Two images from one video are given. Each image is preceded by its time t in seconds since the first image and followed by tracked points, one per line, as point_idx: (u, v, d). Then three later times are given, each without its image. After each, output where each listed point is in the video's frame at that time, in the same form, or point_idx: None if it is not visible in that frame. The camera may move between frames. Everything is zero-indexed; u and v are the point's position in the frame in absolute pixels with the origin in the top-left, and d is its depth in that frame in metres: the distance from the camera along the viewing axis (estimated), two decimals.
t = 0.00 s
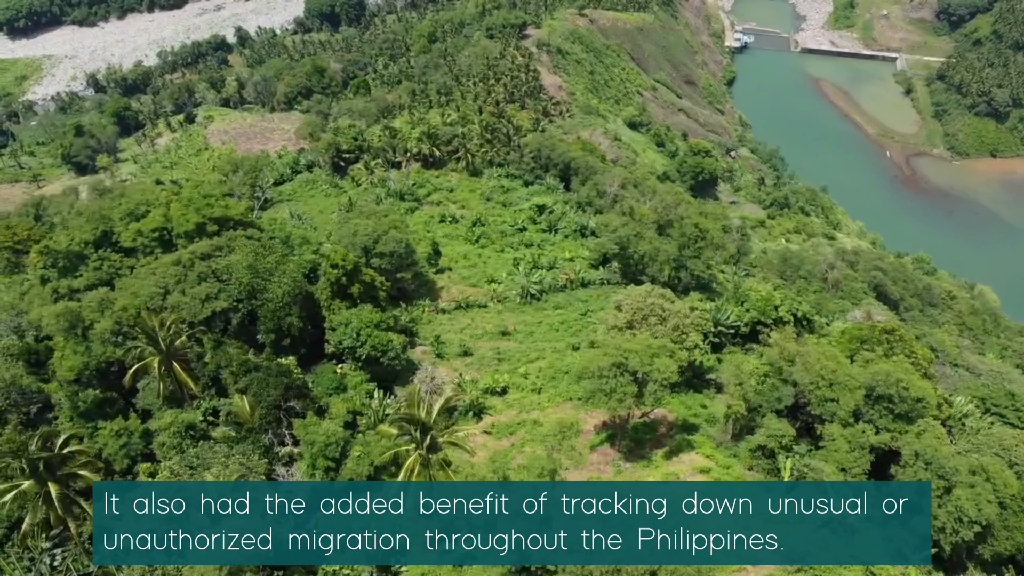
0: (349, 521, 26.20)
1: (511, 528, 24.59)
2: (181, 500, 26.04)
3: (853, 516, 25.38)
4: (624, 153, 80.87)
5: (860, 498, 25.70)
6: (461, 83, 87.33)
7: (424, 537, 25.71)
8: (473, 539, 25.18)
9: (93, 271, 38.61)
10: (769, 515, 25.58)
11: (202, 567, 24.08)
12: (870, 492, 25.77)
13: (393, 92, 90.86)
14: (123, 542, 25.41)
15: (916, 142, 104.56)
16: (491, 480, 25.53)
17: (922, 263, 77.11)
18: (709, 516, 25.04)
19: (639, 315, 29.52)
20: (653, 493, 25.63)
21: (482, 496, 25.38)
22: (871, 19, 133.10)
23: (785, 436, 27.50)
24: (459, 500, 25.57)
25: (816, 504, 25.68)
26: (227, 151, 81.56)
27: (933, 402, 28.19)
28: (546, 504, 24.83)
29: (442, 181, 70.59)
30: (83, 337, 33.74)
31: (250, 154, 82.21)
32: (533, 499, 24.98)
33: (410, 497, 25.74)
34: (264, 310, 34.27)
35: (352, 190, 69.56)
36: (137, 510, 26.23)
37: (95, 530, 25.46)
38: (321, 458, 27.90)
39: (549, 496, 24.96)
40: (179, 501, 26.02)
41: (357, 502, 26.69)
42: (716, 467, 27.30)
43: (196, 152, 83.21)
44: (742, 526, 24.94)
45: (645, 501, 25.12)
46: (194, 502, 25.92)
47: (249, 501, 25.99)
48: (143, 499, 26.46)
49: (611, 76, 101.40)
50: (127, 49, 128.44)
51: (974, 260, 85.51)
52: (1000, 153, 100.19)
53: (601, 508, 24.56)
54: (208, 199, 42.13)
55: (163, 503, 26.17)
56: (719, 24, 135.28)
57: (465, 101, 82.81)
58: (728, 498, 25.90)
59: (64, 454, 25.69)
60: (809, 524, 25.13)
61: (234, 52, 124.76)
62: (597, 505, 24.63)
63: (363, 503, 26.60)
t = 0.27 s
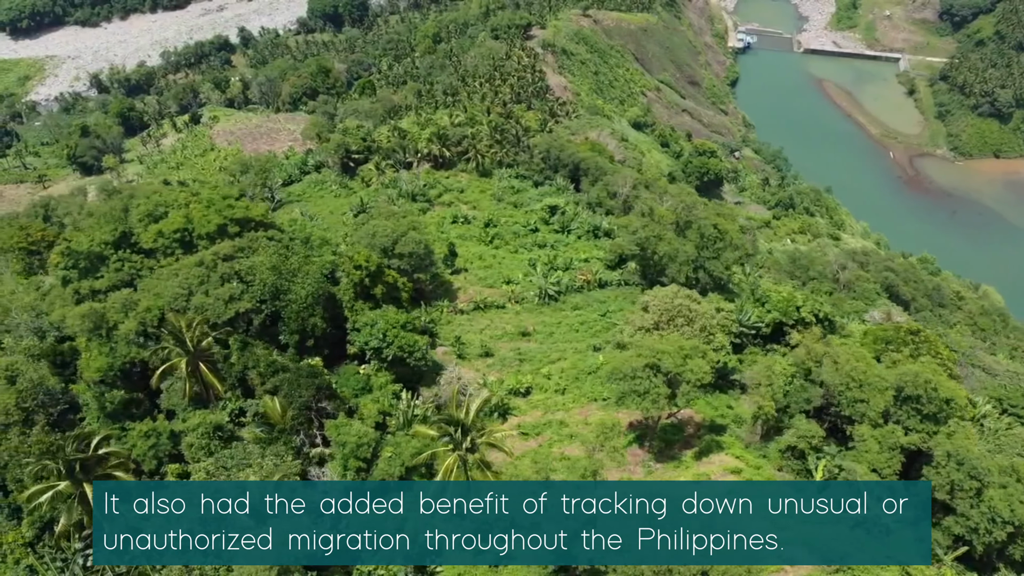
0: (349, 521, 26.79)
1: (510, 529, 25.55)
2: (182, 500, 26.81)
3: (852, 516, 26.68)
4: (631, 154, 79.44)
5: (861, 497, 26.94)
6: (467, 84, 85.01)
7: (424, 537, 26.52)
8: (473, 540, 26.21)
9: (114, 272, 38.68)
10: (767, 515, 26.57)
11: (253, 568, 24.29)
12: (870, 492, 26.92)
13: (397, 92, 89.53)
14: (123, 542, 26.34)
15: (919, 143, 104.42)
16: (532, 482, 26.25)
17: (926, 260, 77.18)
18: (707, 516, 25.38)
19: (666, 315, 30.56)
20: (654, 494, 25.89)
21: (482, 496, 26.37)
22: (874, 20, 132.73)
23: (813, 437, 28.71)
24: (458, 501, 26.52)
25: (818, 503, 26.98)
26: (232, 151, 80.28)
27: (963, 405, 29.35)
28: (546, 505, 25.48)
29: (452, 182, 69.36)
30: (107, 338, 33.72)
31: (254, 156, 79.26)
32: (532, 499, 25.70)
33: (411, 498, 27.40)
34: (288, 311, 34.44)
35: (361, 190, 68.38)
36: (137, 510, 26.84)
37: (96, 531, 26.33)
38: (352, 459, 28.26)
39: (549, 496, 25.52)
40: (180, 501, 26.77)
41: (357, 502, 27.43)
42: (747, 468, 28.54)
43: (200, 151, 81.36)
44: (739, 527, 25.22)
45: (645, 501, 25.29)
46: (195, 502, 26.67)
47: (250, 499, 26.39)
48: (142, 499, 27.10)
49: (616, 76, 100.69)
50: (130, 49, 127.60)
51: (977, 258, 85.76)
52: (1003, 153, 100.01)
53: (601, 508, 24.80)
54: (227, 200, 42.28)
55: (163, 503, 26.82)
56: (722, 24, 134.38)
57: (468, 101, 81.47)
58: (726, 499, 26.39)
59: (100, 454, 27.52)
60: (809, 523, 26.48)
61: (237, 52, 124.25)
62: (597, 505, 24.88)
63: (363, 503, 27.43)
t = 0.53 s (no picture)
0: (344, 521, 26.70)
1: (510, 529, 25.90)
2: (182, 500, 27.59)
3: (853, 515, 27.34)
4: (637, 154, 79.24)
5: (860, 497, 27.64)
6: (471, 83, 84.86)
7: (424, 537, 26.51)
8: (474, 540, 26.18)
9: (128, 273, 38.69)
10: (766, 515, 26.84)
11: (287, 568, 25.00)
12: (869, 492, 27.63)
13: (401, 91, 89.19)
14: (123, 542, 26.87)
15: (922, 143, 104.33)
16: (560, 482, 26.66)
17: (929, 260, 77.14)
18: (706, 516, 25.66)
19: (685, 317, 32.59)
20: (654, 494, 26.10)
21: (483, 496, 26.62)
22: (876, 20, 132.42)
23: (833, 438, 29.16)
24: (459, 501, 26.80)
25: (818, 503, 27.66)
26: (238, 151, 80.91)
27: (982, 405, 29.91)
28: (546, 505, 26.14)
29: (459, 183, 69.01)
30: (124, 339, 33.84)
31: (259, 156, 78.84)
32: (532, 499, 26.30)
33: (411, 497, 27.77)
34: (304, 312, 34.49)
35: (369, 189, 68.11)
36: (137, 510, 27.32)
37: (94, 530, 26.67)
38: (373, 460, 28.58)
39: (549, 496, 26.22)
40: (179, 501, 27.56)
41: (358, 502, 27.52)
42: (768, 469, 29.09)
43: (204, 151, 81.59)
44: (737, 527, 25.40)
45: (646, 501, 25.64)
46: (195, 502, 27.47)
47: (250, 499, 27.21)
48: (142, 499, 27.56)
49: (619, 76, 100.51)
50: (132, 50, 127.38)
51: (979, 257, 85.77)
52: (1006, 154, 99.79)
53: (601, 508, 25.48)
54: (240, 200, 42.36)
55: (163, 503, 27.59)
56: (725, 24, 134.25)
57: (474, 100, 81.30)
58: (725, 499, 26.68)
59: (123, 454, 28.09)
60: (811, 521, 27.05)
61: (240, 53, 124.15)
62: (597, 505, 25.55)
63: (363, 503, 27.53)
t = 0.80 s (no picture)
0: (346, 521, 26.76)
1: (511, 529, 26.76)
2: (182, 500, 27.98)
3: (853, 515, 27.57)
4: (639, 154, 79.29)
5: (860, 498, 27.85)
6: (473, 83, 85.16)
7: (424, 537, 26.83)
8: (473, 540, 26.68)
9: (137, 273, 38.79)
10: (767, 515, 27.12)
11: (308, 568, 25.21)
12: (869, 492, 27.89)
13: (403, 91, 89.12)
14: (122, 542, 27.32)
15: (923, 143, 104.34)
16: (577, 482, 27.88)
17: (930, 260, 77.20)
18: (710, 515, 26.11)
19: (696, 316, 33.16)
20: (652, 495, 27.13)
21: (482, 497, 27.12)
22: (877, 20, 132.15)
23: (845, 438, 29.37)
24: (459, 501, 27.33)
25: (818, 503, 27.87)
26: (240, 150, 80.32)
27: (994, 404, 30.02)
28: (547, 505, 26.99)
29: (463, 183, 68.89)
30: (133, 340, 33.62)
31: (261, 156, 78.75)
32: (533, 499, 27.03)
33: (411, 497, 27.82)
34: (314, 313, 34.53)
35: (372, 189, 67.99)
36: (138, 510, 27.58)
37: (97, 529, 27.25)
38: (385, 461, 28.49)
39: (549, 496, 27.09)
40: (179, 501, 27.95)
41: (357, 502, 27.55)
42: (780, 469, 29.40)
43: (207, 151, 81.66)
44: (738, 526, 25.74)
45: (646, 501, 26.71)
46: (195, 502, 27.90)
47: (250, 499, 27.63)
48: (142, 499, 27.77)
49: (621, 77, 100.46)
50: (133, 50, 127.20)
51: (982, 258, 85.63)
52: (1007, 155, 99.72)
53: (601, 508, 26.62)
54: (248, 200, 42.45)
55: (163, 503, 27.87)
56: (726, 25, 134.25)
57: (477, 100, 81.23)
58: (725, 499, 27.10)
59: (136, 455, 28.32)
60: (812, 520, 27.22)
61: (241, 53, 124.04)
62: (597, 505, 26.70)
63: (363, 503, 27.55)
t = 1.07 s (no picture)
0: (349, 522, 26.86)
1: (512, 529, 27.07)
2: (182, 500, 28.19)
3: (852, 516, 27.67)
4: (640, 155, 79.32)
5: (861, 498, 27.88)
6: (474, 84, 85.20)
7: (424, 536, 26.98)
8: (473, 540, 26.92)
9: (141, 273, 38.72)
10: (766, 514, 27.23)
11: (320, 568, 25.43)
12: (869, 493, 27.88)
13: (404, 92, 89.15)
14: (123, 542, 27.70)
15: (923, 143, 104.36)
16: (584, 482, 27.72)
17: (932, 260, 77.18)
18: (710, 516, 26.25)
19: (702, 317, 33.39)
20: (652, 494, 27.02)
21: (482, 496, 27.41)
22: (878, 20, 132.28)
23: (852, 439, 29.44)
24: (459, 500, 27.52)
25: (818, 503, 27.97)
26: (242, 150, 80.17)
27: (999, 405, 30.27)
28: (546, 505, 27.26)
29: (464, 183, 68.84)
30: (138, 340, 33.75)
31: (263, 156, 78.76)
32: (532, 499, 27.29)
33: (411, 498, 27.83)
34: (319, 313, 34.67)
35: (374, 189, 67.87)
36: (137, 510, 27.75)
37: (98, 529, 27.57)
38: (391, 460, 28.43)
39: (549, 496, 27.33)
40: (180, 501, 28.14)
41: (357, 502, 27.54)
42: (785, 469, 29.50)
43: (208, 151, 81.57)
44: (739, 528, 25.83)
45: (645, 501, 26.66)
46: (195, 502, 28.15)
47: (250, 499, 27.78)
48: (142, 499, 27.87)
49: (622, 77, 100.40)
50: (134, 50, 127.06)
51: (983, 259, 85.49)
52: (1007, 155, 99.72)
53: (601, 507, 26.80)
54: (252, 201, 42.48)
55: (163, 503, 27.95)
56: (727, 25, 134.22)
57: (478, 101, 81.25)
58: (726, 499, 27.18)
59: (143, 456, 28.32)
60: (810, 521, 27.37)
61: (242, 53, 124.01)
62: (597, 505, 26.91)
63: (363, 503, 27.52)
